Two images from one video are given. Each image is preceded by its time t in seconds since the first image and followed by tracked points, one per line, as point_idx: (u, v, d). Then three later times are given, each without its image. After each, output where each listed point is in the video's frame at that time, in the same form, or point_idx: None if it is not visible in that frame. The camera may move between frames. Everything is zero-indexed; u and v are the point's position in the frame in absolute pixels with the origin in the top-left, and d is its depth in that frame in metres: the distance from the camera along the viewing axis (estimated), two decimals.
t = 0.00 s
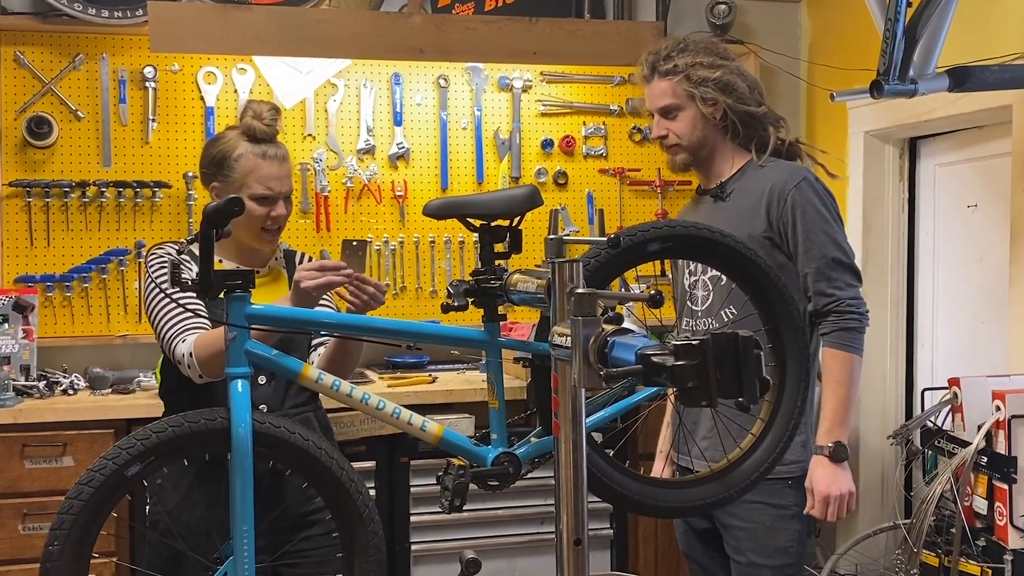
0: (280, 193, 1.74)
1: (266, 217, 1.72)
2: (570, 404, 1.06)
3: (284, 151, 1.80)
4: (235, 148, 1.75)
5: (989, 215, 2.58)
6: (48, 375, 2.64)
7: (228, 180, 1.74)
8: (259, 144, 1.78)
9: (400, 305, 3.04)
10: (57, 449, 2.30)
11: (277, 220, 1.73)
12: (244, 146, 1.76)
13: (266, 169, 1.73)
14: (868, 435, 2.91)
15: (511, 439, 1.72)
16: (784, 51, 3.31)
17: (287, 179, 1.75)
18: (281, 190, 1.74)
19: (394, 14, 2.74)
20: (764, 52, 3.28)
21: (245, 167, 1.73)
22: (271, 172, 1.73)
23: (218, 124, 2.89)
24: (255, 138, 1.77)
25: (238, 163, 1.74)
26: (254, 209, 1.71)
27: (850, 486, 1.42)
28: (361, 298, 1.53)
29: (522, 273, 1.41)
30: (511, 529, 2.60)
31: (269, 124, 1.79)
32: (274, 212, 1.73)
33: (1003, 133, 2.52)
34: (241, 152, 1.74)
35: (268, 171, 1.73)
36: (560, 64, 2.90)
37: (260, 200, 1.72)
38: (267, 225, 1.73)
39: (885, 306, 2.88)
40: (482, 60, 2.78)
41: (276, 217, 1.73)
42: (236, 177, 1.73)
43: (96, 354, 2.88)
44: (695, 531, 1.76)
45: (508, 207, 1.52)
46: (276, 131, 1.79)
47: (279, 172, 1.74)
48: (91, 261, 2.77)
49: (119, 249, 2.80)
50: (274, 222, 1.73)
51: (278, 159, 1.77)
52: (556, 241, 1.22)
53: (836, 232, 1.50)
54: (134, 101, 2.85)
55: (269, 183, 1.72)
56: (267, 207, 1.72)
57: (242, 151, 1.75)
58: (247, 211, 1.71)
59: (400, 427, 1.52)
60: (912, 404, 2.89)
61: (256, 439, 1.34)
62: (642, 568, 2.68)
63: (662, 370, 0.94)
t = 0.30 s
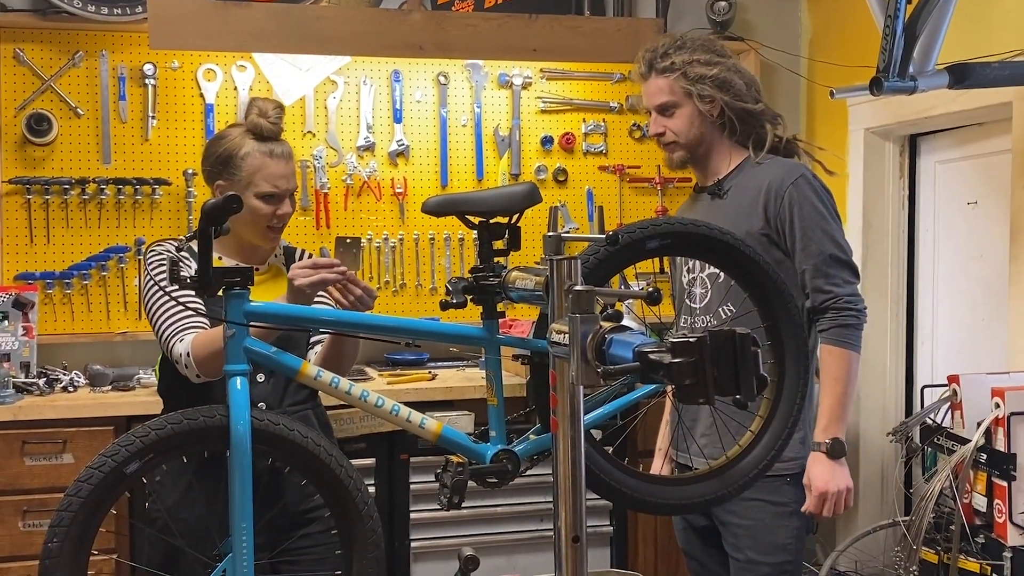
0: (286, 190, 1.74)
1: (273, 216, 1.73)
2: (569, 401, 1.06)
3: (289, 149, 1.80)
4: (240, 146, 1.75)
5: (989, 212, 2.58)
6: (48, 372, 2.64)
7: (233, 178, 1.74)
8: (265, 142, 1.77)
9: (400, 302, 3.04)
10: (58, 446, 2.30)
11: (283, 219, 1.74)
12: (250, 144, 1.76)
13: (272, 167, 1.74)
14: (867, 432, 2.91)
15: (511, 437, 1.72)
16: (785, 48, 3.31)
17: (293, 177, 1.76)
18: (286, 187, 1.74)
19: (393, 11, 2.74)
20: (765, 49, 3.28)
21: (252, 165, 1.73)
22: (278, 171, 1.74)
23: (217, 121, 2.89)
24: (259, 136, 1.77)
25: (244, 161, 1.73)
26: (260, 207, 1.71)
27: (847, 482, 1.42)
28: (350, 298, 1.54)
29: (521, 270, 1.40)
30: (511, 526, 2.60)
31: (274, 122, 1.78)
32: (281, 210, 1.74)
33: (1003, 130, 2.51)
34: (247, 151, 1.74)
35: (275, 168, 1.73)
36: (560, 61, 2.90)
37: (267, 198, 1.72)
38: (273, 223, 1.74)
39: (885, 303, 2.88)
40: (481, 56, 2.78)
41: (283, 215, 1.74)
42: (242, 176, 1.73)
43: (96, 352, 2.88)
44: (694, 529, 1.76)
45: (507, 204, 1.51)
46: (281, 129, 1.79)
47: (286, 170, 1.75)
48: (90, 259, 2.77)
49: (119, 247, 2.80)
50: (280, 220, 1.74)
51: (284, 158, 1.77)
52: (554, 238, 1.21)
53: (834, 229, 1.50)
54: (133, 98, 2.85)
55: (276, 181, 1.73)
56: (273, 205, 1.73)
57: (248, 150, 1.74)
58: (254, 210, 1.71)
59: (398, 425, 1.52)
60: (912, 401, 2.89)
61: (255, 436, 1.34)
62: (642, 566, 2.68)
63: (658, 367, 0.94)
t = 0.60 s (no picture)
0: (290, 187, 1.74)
1: (275, 213, 1.73)
2: (572, 399, 1.06)
3: (292, 146, 1.80)
4: (243, 143, 1.75)
5: (991, 210, 2.58)
6: (50, 370, 2.64)
7: (235, 175, 1.74)
8: (268, 139, 1.77)
9: (401, 300, 3.05)
10: (60, 444, 2.31)
11: (287, 216, 1.75)
12: (255, 141, 1.75)
13: (275, 165, 1.74)
14: (869, 430, 2.91)
15: (513, 434, 1.73)
16: (788, 46, 3.30)
17: (295, 175, 1.76)
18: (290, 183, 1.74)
19: (395, 9, 2.74)
20: (767, 47, 3.28)
21: (254, 163, 1.73)
22: (281, 169, 1.74)
23: (219, 119, 2.89)
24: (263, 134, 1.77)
25: (248, 159, 1.73)
26: (263, 205, 1.71)
27: (832, 480, 1.40)
28: (354, 296, 1.54)
29: (523, 268, 1.40)
30: (512, 524, 2.60)
31: (277, 120, 1.78)
32: (284, 208, 1.74)
33: (1005, 128, 2.51)
34: (250, 149, 1.74)
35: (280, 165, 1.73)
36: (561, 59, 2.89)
37: (269, 195, 1.72)
38: (276, 221, 1.75)
39: (886, 301, 2.88)
40: (483, 54, 2.78)
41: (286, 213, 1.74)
42: (245, 173, 1.73)
43: (98, 350, 2.89)
44: (695, 527, 1.76)
45: (509, 203, 1.51)
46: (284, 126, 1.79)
47: (288, 168, 1.75)
48: (92, 257, 2.77)
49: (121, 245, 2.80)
50: (283, 218, 1.75)
51: (287, 156, 1.77)
52: (557, 237, 1.21)
53: (834, 227, 1.50)
54: (135, 97, 2.85)
55: (279, 179, 1.73)
56: (276, 203, 1.73)
57: (251, 148, 1.74)
58: (257, 208, 1.72)
59: (401, 423, 1.52)
60: (914, 399, 2.88)
61: (258, 434, 1.34)
62: (644, 563, 2.68)
63: (662, 365, 0.94)
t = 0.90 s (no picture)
0: (299, 181, 1.74)
1: (291, 206, 1.72)
2: (574, 397, 1.06)
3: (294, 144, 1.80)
4: (244, 141, 1.75)
5: (992, 209, 2.57)
6: (52, 369, 2.64)
7: (237, 173, 1.74)
8: (275, 135, 1.78)
9: (403, 299, 3.05)
10: (62, 443, 2.31)
11: (301, 210, 1.74)
12: (259, 139, 1.75)
13: (286, 159, 1.74)
14: (871, 429, 2.91)
15: (515, 433, 1.73)
16: (790, 45, 3.30)
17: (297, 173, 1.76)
18: (299, 178, 1.74)
19: (396, 8, 2.74)
20: (769, 45, 3.27)
21: (265, 159, 1.73)
22: (291, 163, 1.74)
23: (220, 118, 2.89)
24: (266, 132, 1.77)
25: (257, 156, 1.73)
26: (279, 197, 1.71)
27: (832, 479, 1.41)
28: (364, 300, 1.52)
29: (525, 267, 1.40)
30: (514, 523, 2.60)
31: (280, 118, 1.78)
32: (298, 201, 1.73)
33: (1007, 127, 2.51)
34: (259, 145, 1.74)
35: (283, 165, 1.73)
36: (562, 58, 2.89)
37: (284, 187, 1.72)
38: (292, 215, 1.73)
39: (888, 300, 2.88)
40: (484, 53, 2.78)
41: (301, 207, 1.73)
42: (256, 169, 1.72)
43: (100, 349, 2.89)
44: (695, 526, 1.77)
45: (511, 201, 1.51)
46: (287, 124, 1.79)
47: (290, 166, 1.75)
48: (94, 256, 2.77)
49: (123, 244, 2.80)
50: (298, 212, 1.74)
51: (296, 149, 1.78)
52: (559, 236, 1.20)
53: (834, 226, 1.49)
54: (137, 96, 2.85)
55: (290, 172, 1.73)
56: (290, 195, 1.73)
57: (259, 144, 1.74)
58: (273, 202, 1.71)
59: (404, 422, 1.52)
60: (916, 399, 2.88)
61: (261, 433, 1.34)
62: (646, 562, 2.68)
63: (666, 364, 0.94)
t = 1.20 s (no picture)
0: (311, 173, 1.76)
1: (308, 197, 1.74)
2: (576, 397, 1.06)
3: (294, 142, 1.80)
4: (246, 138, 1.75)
5: (994, 209, 2.57)
6: (54, 369, 2.64)
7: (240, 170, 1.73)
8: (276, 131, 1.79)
9: (403, 299, 3.05)
10: (64, 443, 2.31)
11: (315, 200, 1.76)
12: (261, 138, 1.75)
13: (294, 151, 1.76)
14: (872, 429, 2.91)
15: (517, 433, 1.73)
16: (791, 44, 3.29)
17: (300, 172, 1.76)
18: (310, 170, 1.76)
19: (398, 8, 2.74)
20: (770, 45, 3.27)
21: (275, 153, 1.74)
22: (299, 155, 1.76)
23: (222, 118, 2.89)
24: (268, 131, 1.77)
25: (264, 151, 1.74)
26: (296, 188, 1.72)
27: (842, 479, 1.41)
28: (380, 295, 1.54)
29: (527, 266, 1.40)
30: (515, 523, 2.60)
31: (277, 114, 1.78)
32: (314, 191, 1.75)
33: (1008, 126, 2.51)
34: (265, 140, 1.75)
35: (290, 161, 1.73)
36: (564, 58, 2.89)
37: (299, 179, 1.74)
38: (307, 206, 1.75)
39: (889, 300, 2.88)
40: (486, 52, 2.78)
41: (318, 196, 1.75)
42: (266, 164, 1.73)
43: (102, 349, 2.89)
44: (696, 526, 1.77)
45: (514, 201, 1.51)
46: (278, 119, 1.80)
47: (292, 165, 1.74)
48: (96, 256, 2.77)
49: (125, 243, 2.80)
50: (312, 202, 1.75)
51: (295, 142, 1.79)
52: (561, 236, 1.20)
53: (834, 225, 1.49)
54: (138, 96, 2.85)
55: (299, 165, 1.74)
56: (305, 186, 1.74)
57: (266, 139, 1.75)
58: (293, 193, 1.71)
59: (405, 421, 1.52)
60: (918, 398, 2.88)
61: (263, 433, 1.35)
62: (648, 561, 2.69)
63: (667, 364, 0.94)
